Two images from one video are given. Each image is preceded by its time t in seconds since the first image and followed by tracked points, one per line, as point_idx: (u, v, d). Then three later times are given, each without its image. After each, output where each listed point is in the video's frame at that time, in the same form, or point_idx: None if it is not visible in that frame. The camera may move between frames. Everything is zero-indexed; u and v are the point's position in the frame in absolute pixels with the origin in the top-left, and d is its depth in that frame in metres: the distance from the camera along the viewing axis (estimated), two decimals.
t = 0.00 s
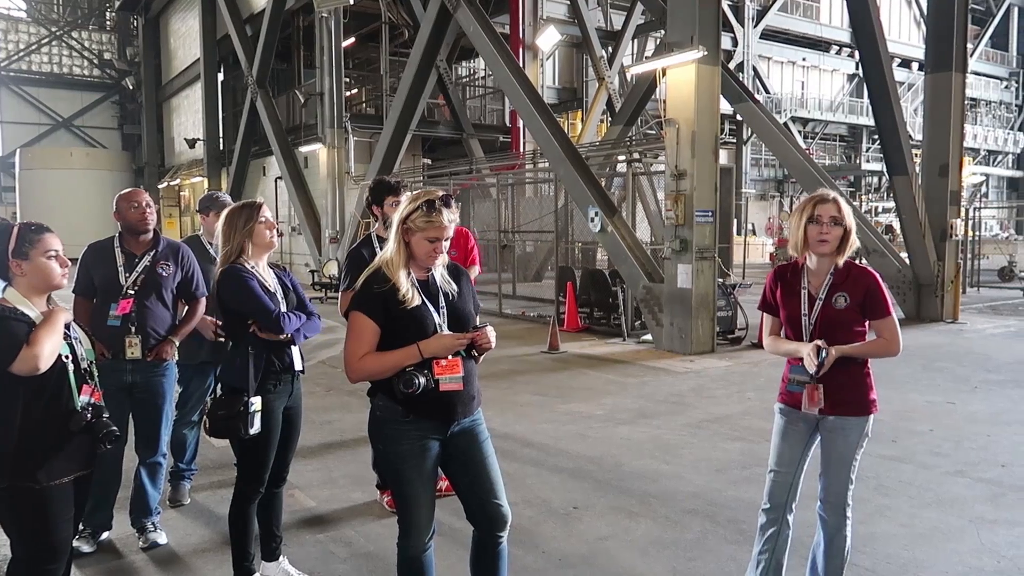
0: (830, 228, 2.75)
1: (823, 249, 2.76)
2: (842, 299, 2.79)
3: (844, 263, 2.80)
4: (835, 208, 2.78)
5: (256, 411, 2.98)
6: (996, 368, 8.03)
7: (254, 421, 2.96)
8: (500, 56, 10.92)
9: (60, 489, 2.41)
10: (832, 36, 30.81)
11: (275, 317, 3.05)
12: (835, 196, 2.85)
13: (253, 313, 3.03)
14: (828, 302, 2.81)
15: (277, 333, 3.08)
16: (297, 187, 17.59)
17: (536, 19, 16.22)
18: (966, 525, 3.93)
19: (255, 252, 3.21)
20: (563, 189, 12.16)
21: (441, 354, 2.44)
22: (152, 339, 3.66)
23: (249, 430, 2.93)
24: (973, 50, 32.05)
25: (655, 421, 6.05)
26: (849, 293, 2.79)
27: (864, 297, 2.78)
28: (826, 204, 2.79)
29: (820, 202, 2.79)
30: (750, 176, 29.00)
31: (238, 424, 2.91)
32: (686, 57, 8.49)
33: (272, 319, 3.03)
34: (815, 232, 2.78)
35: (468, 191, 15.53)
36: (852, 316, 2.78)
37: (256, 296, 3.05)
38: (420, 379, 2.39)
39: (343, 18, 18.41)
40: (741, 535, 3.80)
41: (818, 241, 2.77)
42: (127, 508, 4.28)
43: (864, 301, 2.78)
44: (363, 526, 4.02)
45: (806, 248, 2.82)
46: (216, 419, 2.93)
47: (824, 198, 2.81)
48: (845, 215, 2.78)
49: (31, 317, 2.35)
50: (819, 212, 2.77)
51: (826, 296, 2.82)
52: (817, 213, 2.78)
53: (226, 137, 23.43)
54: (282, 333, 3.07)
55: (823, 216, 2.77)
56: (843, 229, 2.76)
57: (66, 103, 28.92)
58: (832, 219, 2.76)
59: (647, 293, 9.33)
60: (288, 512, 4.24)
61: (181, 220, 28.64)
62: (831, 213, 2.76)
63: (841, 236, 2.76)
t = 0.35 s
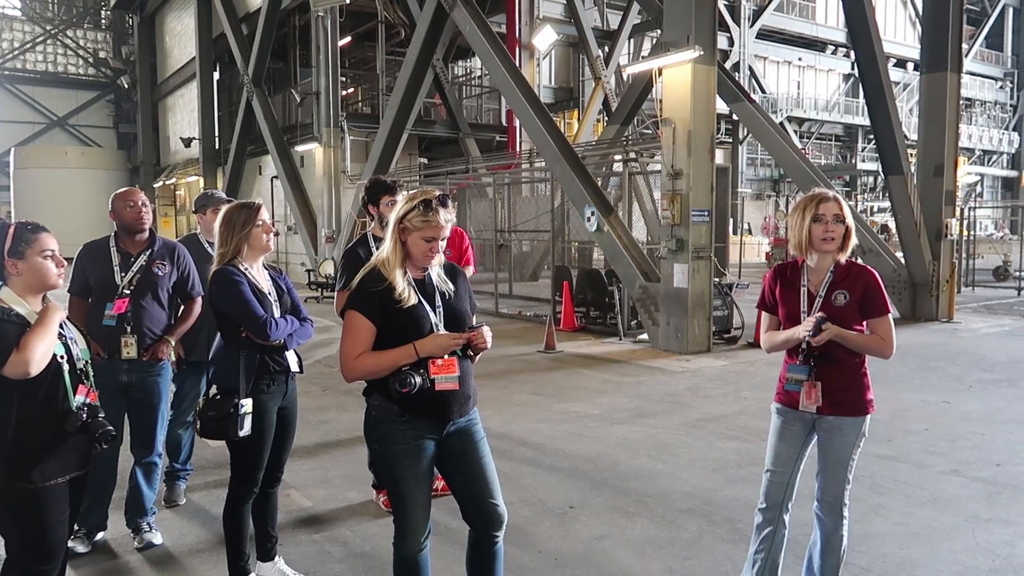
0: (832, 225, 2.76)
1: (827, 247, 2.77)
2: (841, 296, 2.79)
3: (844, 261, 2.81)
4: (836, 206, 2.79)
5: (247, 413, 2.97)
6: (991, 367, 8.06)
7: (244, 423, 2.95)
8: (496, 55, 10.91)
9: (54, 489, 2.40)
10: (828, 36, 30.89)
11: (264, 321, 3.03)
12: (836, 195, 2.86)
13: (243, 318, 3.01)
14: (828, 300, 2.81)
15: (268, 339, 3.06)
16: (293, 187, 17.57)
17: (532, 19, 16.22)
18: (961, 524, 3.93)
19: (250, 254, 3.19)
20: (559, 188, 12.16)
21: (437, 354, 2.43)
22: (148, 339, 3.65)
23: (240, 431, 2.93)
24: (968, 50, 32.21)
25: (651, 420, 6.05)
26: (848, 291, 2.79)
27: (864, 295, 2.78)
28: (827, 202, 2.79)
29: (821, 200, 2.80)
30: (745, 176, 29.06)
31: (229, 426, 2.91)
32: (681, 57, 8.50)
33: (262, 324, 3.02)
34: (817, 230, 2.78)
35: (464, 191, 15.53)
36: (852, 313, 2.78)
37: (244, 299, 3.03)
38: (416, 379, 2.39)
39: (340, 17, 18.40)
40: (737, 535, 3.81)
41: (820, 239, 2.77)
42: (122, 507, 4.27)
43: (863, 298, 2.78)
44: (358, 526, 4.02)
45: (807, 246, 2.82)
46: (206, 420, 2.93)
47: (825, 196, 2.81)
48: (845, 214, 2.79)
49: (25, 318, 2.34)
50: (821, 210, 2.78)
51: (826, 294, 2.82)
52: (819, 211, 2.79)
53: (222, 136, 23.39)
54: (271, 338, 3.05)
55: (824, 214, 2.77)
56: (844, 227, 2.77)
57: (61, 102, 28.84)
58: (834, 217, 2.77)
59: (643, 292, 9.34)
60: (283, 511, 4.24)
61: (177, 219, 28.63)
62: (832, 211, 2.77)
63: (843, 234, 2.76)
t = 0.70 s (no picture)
0: (830, 227, 2.77)
1: (825, 247, 2.77)
2: (840, 296, 2.79)
3: (842, 262, 2.82)
4: (834, 207, 2.79)
5: (239, 414, 2.96)
6: (985, 366, 8.08)
7: (237, 424, 2.94)
8: (492, 55, 10.91)
9: (49, 489, 2.39)
10: (823, 36, 30.96)
11: (259, 323, 3.04)
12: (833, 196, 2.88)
13: (237, 319, 3.02)
14: (827, 300, 2.81)
15: (264, 341, 3.06)
16: (289, 187, 17.54)
17: (527, 19, 16.24)
18: (956, 524, 3.94)
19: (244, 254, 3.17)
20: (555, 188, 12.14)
21: (433, 354, 2.43)
22: (143, 339, 3.64)
23: (232, 432, 2.91)
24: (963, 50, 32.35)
25: (647, 420, 6.06)
26: (847, 291, 2.79)
27: (863, 295, 2.78)
28: (825, 202, 2.79)
29: (819, 201, 2.80)
30: (741, 176, 29.14)
31: (222, 427, 2.89)
32: (677, 57, 8.50)
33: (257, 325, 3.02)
34: (815, 231, 2.78)
35: (459, 191, 15.52)
36: (850, 312, 2.79)
37: (238, 301, 3.02)
38: (412, 380, 2.39)
39: (335, 16, 18.38)
40: (733, 535, 3.82)
41: (819, 239, 2.78)
42: (117, 508, 4.26)
43: (861, 298, 2.79)
44: (354, 527, 4.01)
45: (805, 247, 2.83)
46: (199, 419, 2.92)
47: (822, 197, 2.82)
48: (844, 215, 2.80)
49: (19, 318, 2.33)
50: (819, 211, 2.78)
51: (825, 294, 2.82)
52: (817, 212, 2.79)
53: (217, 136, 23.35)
54: (265, 339, 3.06)
55: (825, 215, 2.78)
56: (841, 228, 2.78)
57: (56, 101, 28.74)
58: (832, 218, 2.77)
59: (639, 292, 9.34)
60: (279, 512, 4.23)
61: (171, 219, 28.58)
62: (830, 212, 2.77)
63: (841, 235, 2.78)
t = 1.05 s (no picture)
0: (826, 229, 2.76)
1: (821, 249, 2.78)
2: (837, 296, 2.80)
3: (839, 263, 2.82)
4: (831, 208, 2.78)
5: (234, 415, 2.94)
6: (981, 366, 8.10)
7: (232, 424, 2.93)
8: (488, 55, 10.91)
9: (44, 490, 2.38)
10: (819, 36, 31.03)
11: (256, 324, 3.03)
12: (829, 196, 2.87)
13: (233, 319, 3.01)
14: (824, 300, 2.82)
15: (262, 342, 3.06)
16: (285, 187, 17.50)
17: (524, 19, 16.23)
18: (951, 524, 3.95)
19: (241, 255, 3.16)
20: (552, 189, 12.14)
21: (430, 355, 2.43)
22: (139, 340, 3.63)
23: (227, 433, 2.90)
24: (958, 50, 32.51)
25: (644, 420, 6.06)
26: (844, 291, 2.80)
27: (859, 295, 2.79)
28: (822, 204, 2.78)
29: (816, 202, 2.80)
30: (737, 177, 29.18)
31: (217, 427, 2.88)
32: (673, 57, 8.50)
33: (254, 327, 3.02)
34: (812, 233, 2.78)
35: (455, 191, 15.52)
36: (847, 312, 2.79)
37: (235, 302, 3.02)
38: (408, 381, 2.39)
39: (331, 16, 18.36)
40: (729, 534, 3.82)
41: (817, 241, 2.78)
42: (113, 509, 4.25)
43: (858, 298, 2.79)
44: (350, 527, 4.01)
45: (802, 247, 2.83)
46: (193, 420, 2.91)
47: (817, 198, 2.81)
48: (841, 215, 2.79)
49: (12, 317, 2.31)
50: (814, 213, 2.78)
51: (822, 294, 2.82)
52: (813, 214, 2.78)
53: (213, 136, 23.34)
54: (263, 340, 3.05)
55: (822, 217, 2.77)
56: (837, 230, 2.78)
57: (51, 101, 28.63)
58: (828, 220, 2.77)
59: (635, 292, 9.35)
60: (275, 512, 4.23)
61: (167, 220, 28.56)
62: (827, 215, 2.77)
63: (837, 236, 2.78)
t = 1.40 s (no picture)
0: (822, 235, 2.76)
1: (816, 254, 2.77)
2: (834, 299, 2.81)
3: (835, 265, 2.81)
4: (827, 213, 2.77)
5: (232, 415, 2.94)
6: (979, 366, 8.11)
7: (229, 424, 2.92)
8: (486, 54, 10.90)
9: (41, 491, 2.37)
10: (817, 36, 31.05)
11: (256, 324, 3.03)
12: (824, 197, 2.86)
13: (231, 320, 3.00)
14: (821, 302, 2.83)
15: (260, 342, 3.06)
16: (282, 187, 17.47)
17: (522, 19, 16.25)
18: (950, 523, 3.95)
19: (240, 255, 3.16)
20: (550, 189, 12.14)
21: (428, 355, 2.42)
22: (135, 341, 3.62)
23: (224, 432, 2.90)
24: (956, 50, 32.58)
25: (642, 420, 6.06)
26: (841, 293, 2.80)
27: (857, 296, 2.79)
28: (817, 209, 2.78)
29: (811, 207, 2.78)
30: (735, 176, 29.20)
31: (214, 427, 2.88)
32: (671, 57, 8.50)
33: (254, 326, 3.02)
34: (806, 238, 2.78)
35: (453, 191, 15.50)
36: (844, 314, 2.80)
37: (234, 302, 3.01)
38: (406, 380, 2.38)
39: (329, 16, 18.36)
40: (727, 534, 3.82)
41: (813, 247, 2.77)
42: (110, 510, 4.24)
43: (855, 300, 2.80)
44: (348, 527, 4.00)
45: (798, 252, 2.82)
46: (191, 419, 2.90)
47: (813, 203, 2.79)
48: (837, 219, 2.78)
49: (8, 319, 2.30)
50: (810, 218, 2.77)
51: (818, 297, 2.83)
52: (808, 220, 2.77)
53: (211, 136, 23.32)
54: (261, 340, 3.05)
55: (818, 221, 2.76)
56: (834, 234, 2.77)
57: (47, 101, 28.58)
58: (824, 225, 2.76)
59: (634, 292, 9.34)
60: (273, 513, 4.22)
61: (165, 220, 28.55)
62: (823, 220, 2.76)
63: (832, 242, 2.77)
